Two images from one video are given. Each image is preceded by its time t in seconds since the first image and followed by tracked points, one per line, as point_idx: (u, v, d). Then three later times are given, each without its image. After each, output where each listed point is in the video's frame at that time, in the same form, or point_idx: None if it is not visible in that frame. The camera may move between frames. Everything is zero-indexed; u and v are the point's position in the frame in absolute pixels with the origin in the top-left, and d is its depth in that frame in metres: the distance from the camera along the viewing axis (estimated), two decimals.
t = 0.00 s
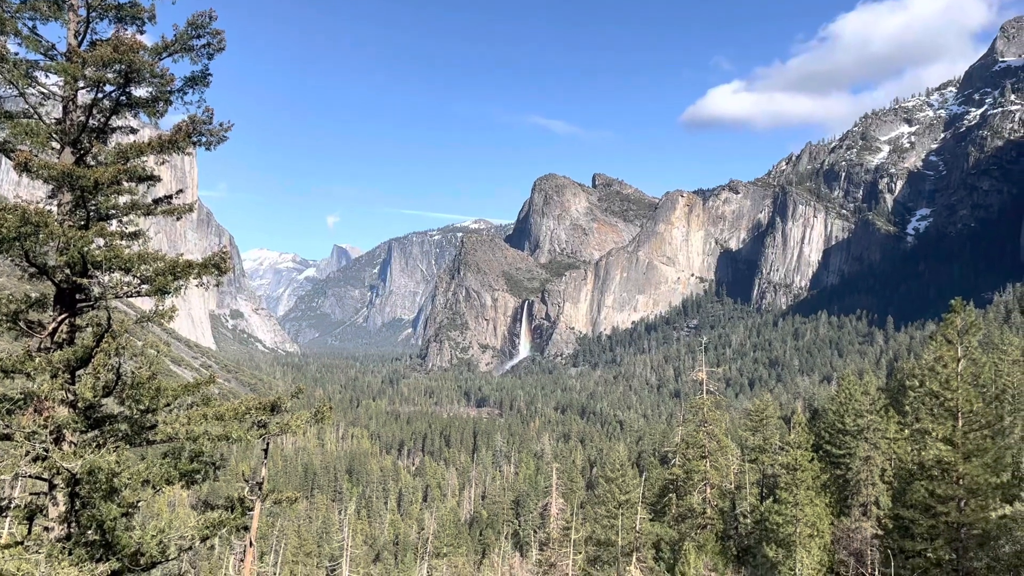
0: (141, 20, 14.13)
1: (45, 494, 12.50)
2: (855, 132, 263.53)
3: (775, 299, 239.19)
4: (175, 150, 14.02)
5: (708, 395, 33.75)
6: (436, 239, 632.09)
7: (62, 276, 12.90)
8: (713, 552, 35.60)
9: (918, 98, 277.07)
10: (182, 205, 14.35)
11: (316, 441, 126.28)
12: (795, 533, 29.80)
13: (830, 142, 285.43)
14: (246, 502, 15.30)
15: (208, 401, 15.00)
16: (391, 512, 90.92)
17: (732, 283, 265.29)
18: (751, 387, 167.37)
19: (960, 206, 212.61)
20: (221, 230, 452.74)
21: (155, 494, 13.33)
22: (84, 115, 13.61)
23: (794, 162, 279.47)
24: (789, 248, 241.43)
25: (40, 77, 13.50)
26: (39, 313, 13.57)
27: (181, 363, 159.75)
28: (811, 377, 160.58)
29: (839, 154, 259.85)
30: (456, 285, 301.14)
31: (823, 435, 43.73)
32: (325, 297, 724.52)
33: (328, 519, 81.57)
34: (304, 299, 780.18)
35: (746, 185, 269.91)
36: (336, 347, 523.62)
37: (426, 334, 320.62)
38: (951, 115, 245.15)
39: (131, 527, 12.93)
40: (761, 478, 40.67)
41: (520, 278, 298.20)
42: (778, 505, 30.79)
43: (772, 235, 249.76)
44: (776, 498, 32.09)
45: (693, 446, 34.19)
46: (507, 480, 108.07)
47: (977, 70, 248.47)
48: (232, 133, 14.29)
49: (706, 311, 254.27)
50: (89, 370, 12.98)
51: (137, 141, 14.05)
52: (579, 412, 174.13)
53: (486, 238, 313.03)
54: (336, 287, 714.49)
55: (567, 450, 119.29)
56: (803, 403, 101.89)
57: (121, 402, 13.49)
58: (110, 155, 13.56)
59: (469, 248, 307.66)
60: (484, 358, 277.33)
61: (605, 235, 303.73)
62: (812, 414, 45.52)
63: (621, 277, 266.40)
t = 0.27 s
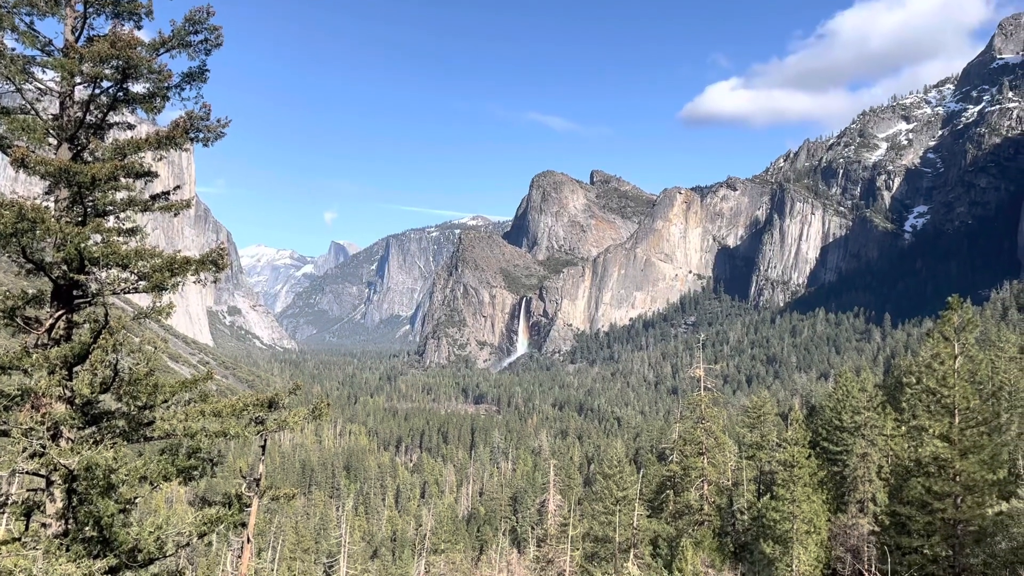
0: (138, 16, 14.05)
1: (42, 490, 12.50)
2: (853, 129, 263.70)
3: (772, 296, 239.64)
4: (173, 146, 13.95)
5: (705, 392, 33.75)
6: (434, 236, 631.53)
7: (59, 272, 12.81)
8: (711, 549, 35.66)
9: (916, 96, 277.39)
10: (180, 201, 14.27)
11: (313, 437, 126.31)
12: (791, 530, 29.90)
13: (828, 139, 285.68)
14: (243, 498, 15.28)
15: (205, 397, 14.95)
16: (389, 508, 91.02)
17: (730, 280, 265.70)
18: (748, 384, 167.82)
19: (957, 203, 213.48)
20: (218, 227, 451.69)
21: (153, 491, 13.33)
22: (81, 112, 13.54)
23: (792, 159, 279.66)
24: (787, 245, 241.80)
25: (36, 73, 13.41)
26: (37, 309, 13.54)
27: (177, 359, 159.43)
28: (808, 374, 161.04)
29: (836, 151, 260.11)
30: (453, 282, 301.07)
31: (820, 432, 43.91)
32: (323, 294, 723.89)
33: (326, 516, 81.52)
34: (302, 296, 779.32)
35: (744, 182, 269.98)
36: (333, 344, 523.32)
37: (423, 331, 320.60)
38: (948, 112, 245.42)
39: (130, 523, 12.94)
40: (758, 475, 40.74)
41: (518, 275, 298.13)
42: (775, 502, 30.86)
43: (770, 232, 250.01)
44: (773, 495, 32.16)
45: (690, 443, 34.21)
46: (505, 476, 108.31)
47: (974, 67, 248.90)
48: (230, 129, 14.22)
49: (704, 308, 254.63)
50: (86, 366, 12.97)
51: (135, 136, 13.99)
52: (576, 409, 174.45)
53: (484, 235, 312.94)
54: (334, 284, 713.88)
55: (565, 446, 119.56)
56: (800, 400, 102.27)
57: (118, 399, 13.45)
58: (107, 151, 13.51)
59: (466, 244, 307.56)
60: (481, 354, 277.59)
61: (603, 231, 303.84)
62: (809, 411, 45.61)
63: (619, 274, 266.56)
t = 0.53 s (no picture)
0: (136, 12, 13.99)
1: (39, 486, 12.47)
2: (851, 126, 263.89)
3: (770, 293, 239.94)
4: (170, 143, 13.90)
5: (703, 388, 33.78)
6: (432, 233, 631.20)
7: (56, 269, 12.76)
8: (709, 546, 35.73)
9: (913, 93, 277.70)
10: (177, 198, 14.21)
11: (311, 434, 126.26)
12: (789, 527, 29.96)
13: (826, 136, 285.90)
14: (241, 495, 15.25)
15: (203, 394, 14.89)
16: (387, 505, 91.09)
17: (727, 277, 266.08)
18: (746, 381, 168.19)
19: (955, 201, 214.19)
20: (215, 223, 450.46)
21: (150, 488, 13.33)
22: (78, 108, 13.47)
23: (790, 156, 279.83)
24: (785, 242, 242.08)
25: (33, 69, 13.34)
26: (34, 307, 13.49)
27: (175, 355, 159.14)
28: (805, 371, 161.42)
29: (834, 148, 260.28)
30: (451, 279, 300.90)
31: (818, 429, 43.98)
32: (321, 290, 722.94)
33: (323, 513, 81.42)
34: (299, 293, 778.55)
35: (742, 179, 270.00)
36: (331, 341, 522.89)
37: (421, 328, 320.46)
38: (946, 110, 245.74)
39: (127, 519, 12.95)
40: (755, 472, 40.81)
41: (516, 272, 297.98)
42: (773, 499, 30.90)
43: (767, 229, 250.19)
44: (770, 491, 32.25)
45: (688, 440, 34.27)
46: (502, 473, 108.53)
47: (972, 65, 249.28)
48: (228, 126, 14.18)
49: (701, 305, 254.94)
50: (84, 363, 12.94)
51: (132, 133, 13.94)
52: (574, 406, 174.65)
53: (482, 232, 312.68)
54: (331, 280, 713.04)
55: (563, 443, 119.82)
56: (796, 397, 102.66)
57: (115, 395, 13.45)
58: (105, 148, 13.47)
59: (464, 241, 307.39)
60: (479, 351, 277.72)
61: (601, 228, 303.93)
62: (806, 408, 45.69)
63: (617, 271, 266.66)
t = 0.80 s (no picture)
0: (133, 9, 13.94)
1: (37, 482, 12.44)
2: (849, 124, 263.94)
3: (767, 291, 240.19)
4: (168, 140, 13.85)
5: (701, 386, 33.90)
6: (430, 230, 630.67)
7: (54, 266, 12.70)
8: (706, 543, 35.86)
9: (911, 90, 277.87)
10: (175, 195, 14.18)
11: (309, 431, 126.35)
12: (786, 524, 30.04)
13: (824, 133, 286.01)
14: (239, 492, 15.19)
15: (201, 391, 14.85)
16: (385, 502, 91.19)
17: (725, 275, 266.38)
18: (743, 378, 168.56)
19: (952, 198, 213.91)
20: (213, 220, 449.54)
21: (147, 484, 13.26)
22: (76, 104, 13.41)
23: (788, 153, 279.87)
24: (783, 240, 242.34)
25: (30, 65, 13.27)
26: (31, 303, 13.45)
27: (173, 352, 158.90)
28: (803, 369, 161.76)
29: (832, 146, 260.44)
30: (449, 276, 300.80)
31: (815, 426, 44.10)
32: (318, 287, 722.32)
33: (321, 510, 81.38)
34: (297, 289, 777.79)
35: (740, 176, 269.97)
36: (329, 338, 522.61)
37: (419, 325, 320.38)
38: (944, 107, 245.86)
39: (124, 515, 12.91)
40: (752, 469, 40.95)
41: (514, 269, 297.90)
42: (770, 495, 31.00)
43: (765, 227, 250.31)
44: (767, 488, 32.38)
45: (685, 437, 34.41)
46: (500, 470, 108.78)
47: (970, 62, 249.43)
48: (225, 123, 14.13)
49: (699, 303, 255.29)
50: (81, 360, 12.93)
51: (129, 129, 13.87)
52: (572, 403, 174.89)
53: (480, 229, 312.49)
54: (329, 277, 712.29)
55: (560, 440, 120.07)
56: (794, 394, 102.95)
57: (112, 392, 13.42)
58: (102, 145, 13.43)
59: (462, 238, 307.24)
60: (477, 348, 277.90)
61: (599, 226, 303.81)
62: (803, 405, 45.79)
63: (615, 269, 266.81)
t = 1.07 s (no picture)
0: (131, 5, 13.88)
1: (35, 479, 12.37)
2: (847, 121, 263.97)
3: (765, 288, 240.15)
4: (166, 136, 13.79)
5: (698, 383, 34.03)
6: (428, 227, 630.26)
7: (51, 262, 12.62)
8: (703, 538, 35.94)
9: (909, 88, 278.00)
10: (173, 191, 14.14)
11: (307, 428, 126.22)
12: (783, 521, 30.17)
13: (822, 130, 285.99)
14: (237, 489, 15.18)
15: (199, 388, 14.83)
16: (382, 499, 91.20)
17: (723, 272, 266.51)
18: (741, 375, 168.84)
19: (950, 195, 214.04)
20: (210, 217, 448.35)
21: (146, 481, 13.25)
22: (73, 100, 13.35)
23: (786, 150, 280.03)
24: (780, 237, 242.45)
25: (27, 60, 13.21)
26: (28, 299, 13.40)
27: (171, 349, 158.63)
28: (800, 366, 162.00)
29: (830, 143, 260.53)
30: (447, 273, 300.56)
31: (813, 424, 44.18)
32: (316, 284, 721.33)
33: (320, 506, 81.29)
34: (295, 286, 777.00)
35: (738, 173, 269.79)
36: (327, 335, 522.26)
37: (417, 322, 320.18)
38: (942, 105, 245.97)
39: (123, 512, 12.91)
40: (749, 465, 41.12)
41: (512, 266, 297.71)
42: (767, 492, 31.08)
43: (763, 224, 250.42)
44: (765, 485, 32.43)
45: (683, 434, 34.51)
46: (498, 467, 108.85)
47: (968, 60, 249.58)
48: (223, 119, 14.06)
49: (697, 300, 255.50)
50: (80, 356, 12.89)
51: (127, 126, 13.83)
52: (570, 400, 174.99)
53: (477, 226, 312.22)
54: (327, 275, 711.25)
55: (558, 437, 120.18)
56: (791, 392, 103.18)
57: (110, 389, 13.42)
58: (99, 141, 13.38)
59: (460, 236, 306.93)
60: (475, 345, 277.91)
61: (597, 223, 303.60)
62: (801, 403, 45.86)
63: (613, 266, 266.83)
